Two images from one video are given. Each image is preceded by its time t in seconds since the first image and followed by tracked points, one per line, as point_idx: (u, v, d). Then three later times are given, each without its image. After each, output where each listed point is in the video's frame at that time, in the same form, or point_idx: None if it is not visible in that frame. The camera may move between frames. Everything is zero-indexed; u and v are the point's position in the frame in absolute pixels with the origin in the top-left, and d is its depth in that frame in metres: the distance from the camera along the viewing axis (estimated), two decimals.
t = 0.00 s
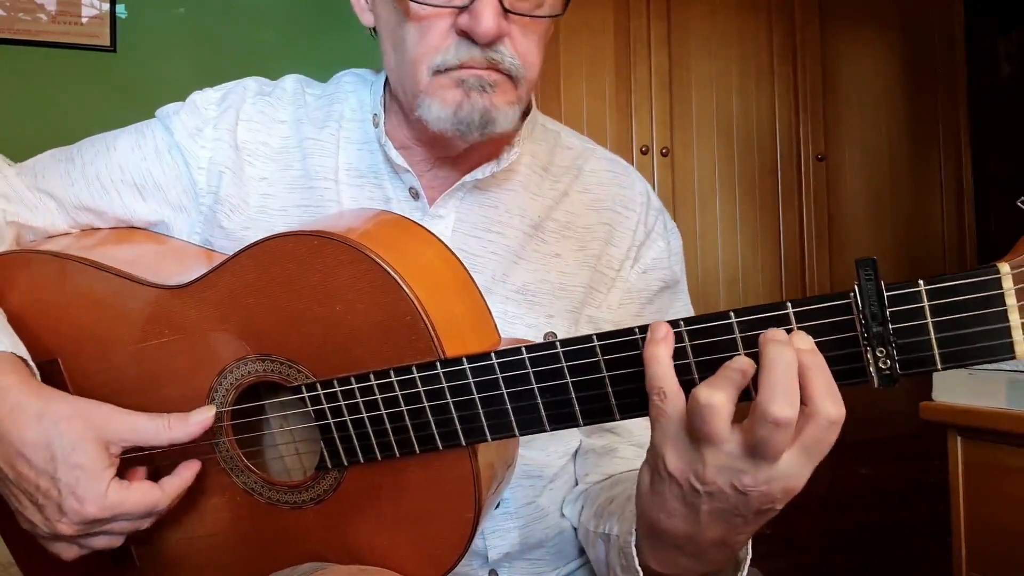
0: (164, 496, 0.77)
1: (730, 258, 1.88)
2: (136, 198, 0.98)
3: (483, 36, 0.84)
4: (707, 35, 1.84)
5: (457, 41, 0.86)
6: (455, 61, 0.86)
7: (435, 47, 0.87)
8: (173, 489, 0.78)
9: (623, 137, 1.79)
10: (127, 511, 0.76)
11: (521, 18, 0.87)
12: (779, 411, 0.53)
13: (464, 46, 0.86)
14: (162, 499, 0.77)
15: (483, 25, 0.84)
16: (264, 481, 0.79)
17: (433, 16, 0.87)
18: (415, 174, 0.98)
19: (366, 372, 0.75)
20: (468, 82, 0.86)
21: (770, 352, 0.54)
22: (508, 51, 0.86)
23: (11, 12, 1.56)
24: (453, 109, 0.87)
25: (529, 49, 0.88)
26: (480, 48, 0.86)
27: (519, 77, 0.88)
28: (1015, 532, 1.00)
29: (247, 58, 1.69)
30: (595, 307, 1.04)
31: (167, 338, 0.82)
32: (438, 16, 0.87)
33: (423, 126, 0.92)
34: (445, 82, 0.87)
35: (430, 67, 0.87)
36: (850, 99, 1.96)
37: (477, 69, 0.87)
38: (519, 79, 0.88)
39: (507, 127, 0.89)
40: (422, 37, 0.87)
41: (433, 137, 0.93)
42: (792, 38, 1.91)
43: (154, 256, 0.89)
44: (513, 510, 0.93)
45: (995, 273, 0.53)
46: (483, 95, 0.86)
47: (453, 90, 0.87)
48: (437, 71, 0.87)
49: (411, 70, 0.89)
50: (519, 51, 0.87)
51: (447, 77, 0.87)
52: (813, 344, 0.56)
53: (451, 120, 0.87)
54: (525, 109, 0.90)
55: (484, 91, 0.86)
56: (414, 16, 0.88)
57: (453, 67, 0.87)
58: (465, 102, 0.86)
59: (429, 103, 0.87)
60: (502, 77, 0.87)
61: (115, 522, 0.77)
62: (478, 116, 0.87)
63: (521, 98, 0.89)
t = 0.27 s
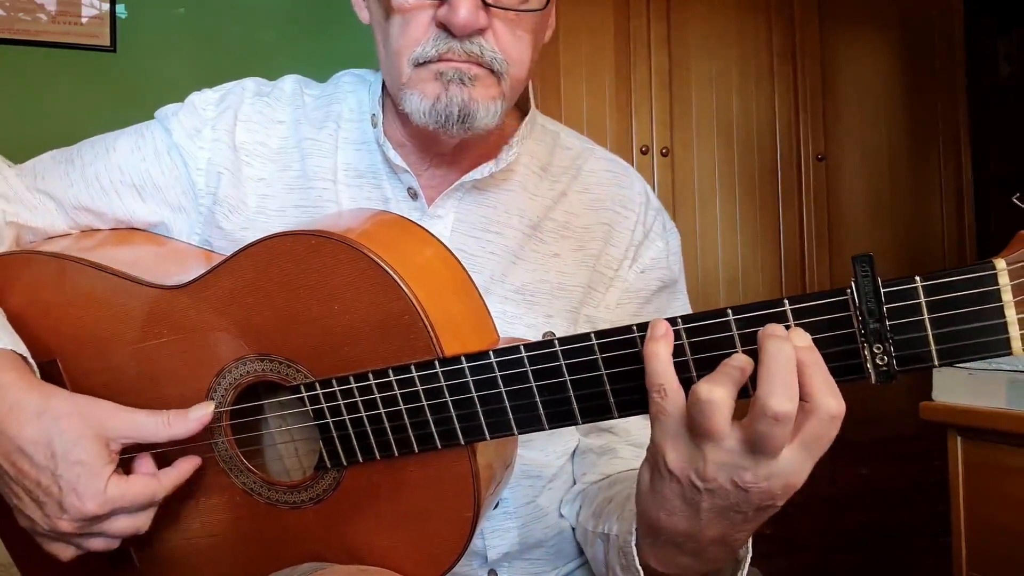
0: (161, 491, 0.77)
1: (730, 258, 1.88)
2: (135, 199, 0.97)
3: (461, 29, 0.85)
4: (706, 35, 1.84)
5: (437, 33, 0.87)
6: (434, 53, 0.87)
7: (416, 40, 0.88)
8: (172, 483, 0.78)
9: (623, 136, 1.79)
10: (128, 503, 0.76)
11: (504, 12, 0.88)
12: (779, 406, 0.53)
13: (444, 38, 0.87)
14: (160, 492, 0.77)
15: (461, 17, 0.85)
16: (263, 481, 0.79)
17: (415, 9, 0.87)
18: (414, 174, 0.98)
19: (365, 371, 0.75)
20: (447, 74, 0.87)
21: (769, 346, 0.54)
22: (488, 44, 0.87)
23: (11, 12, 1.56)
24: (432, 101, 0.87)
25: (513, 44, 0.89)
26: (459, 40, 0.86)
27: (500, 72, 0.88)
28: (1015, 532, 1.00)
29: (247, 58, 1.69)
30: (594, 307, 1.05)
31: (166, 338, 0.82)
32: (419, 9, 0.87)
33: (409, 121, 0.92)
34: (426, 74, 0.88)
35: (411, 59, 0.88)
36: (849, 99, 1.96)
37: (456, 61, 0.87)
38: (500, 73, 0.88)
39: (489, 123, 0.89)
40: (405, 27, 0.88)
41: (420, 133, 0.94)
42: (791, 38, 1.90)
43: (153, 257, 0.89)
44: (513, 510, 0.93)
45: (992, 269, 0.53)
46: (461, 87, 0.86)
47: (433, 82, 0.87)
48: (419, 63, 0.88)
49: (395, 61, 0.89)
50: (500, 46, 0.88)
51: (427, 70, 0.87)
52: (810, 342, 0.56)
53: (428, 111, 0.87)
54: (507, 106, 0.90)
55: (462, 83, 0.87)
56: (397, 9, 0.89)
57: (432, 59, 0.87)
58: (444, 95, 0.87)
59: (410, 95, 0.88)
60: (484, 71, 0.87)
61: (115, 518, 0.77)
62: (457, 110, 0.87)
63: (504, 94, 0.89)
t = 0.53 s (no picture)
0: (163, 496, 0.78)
1: (730, 257, 1.88)
2: (136, 199, 0.98)
3: (453, 31, 0.85)
4: (706, 35, 1.84)
5: (431, 33, 0.87)
6: (428, 54, 0.87)
7: (410, 41, 0.88)
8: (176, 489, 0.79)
9: (623, 136, 1.79)
10: (133, 509, 0.76)
11: (497, 13, 0.88)
12: (777, 404, 0.54)
13: (437, 39, 0.87)
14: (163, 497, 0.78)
15: (454, 18, 0.85)
16: (263, 481, 0.79)
17: (409, 10, 0.88)
18: (414, 174, 0.98)
19: (365, 371, 0.75)
20: (441, 75, 0.87)
21: (767, 342, 0.54)
22: (480, 45, 0.87)
23: (11, 12, 1.56)
24: (426, 102, 0.87)
25: (507, 43, 0.89)
26: (452, 41, 0.86)
27: (495, 72, 0.88)
28: (1015, 531, 1.00)
29: (247, 59, 1.69)
30: (593, 307, 1.05)
31: (166, 338, 0.83)
32: (414, 10, 0.88)
33: (405, 121, 0.92)
34: (420, 74, 0.88)
35: (405, 60, 0.88)
36: (849, 99, 1.96)
37: (450, 62, 0.87)
38: (493, 73, 0.88)
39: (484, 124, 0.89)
40: (400, 29, 0.88)
41: (417, 134, 0.94)
42: (791, 38, 1.91)
43: (155, 258, 0.89)
44: (512, 509, 0.93)
45: (991, 269, 0.53)
46: (455, 88, 0.87)
47: (427, 83, 0.87)
48: (413, 64, 0.88)
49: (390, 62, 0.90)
50: (493, 46, 0.88)
51: (421, 70, 0.88)
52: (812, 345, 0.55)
53: (422, 112, 0.87)
54: (502, 107, 0.90)
55: (456, 84, 0.87)
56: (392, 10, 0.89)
57: (426, 59, 0.87)
58: (438, 96, 0.87)
59: (405, 95, 0.88)
60: (478, 72, 0.87)
61: (119, 521, 0.77)
62: (451, 111, 0.87)
63: (498, 94, 0.89)
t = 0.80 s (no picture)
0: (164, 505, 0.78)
1: (730, 257, 1.88)
2: (136, 199, 0.98)
3: (451, 32, 0.85)
4: (706, 35, 1.84)
5: (429, 35, 0.87)
6: (426, 55, 0.87)
7: (409, 42, 0.88)
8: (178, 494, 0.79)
9: (623, 136, 1.79)
10: (132, 516, 0.76)
11: (496, 15, 0.88)
12: (774, 392, 0.55)
13: (435, 41, 0.87)
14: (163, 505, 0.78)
15: (452, 20, 0.85)
16: (264, 481, 0.79)
17: (408, 11, 0.88)
18: (414, 174, 0.98)
19: (366, 371, 0.75)
20: (439, 76, 0.87)
21: (755, 332, 0.54)
22: (478, 46, 0.87)
23: (11, 12, 1.56)
24: (424, 103, 0.87)
25: (505, 44, 0.89)
26: (450, 43, 0.87)
27: (493, 74, 0.88)
28: (1015, 531, 1.01)
29: (246, 58, 1.69)
30: (594, 307, 1.05)
31: (167, 338, 0.83)
32: (412, 12, 0.88)
33: (404, 122, 0.92)
34: (419, 76, 0.88)
35: (404, 61, 0.88)
36: (849, 98, 1.96)
37: (447, 64, 0.87)
38: (491, 74, 0.88)
39: (482, 125, 0.89)
40: (398, 31, 0.88)
41: (416, 134, 0.94)
42: (791, 37, 1.91)
43: (156, 258, 0.89)
44: (513, 509, 0.93)
45: (991, 270, 0.53)
46: (453, 90, 0.87)
47: (425, 84, 0.88)
48: (411, 65, 0.88)
49: (389, 64, 0.90)
50: (492, 47, 0.88)
51: (419, 72, 0.88)
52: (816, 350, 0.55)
53: (420, 114, 0.87)
54: (500, 108, 0.90)
55: (454, 86, 0.87)
56: (391, 12, 0.89)
57: (424, 61, 0.87)
58: (436, 97, 0.87)
59: (403, 97, 0.88)
60: (476, 74, 0.88)
61: (119, 526, 0.77)
62: (450, 112, 0.87)
63: (496, 96, 0.89)
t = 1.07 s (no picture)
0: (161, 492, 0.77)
1: (730, 257, 1.88)
2: (136, 199, 0.98)
3: (450, 33, 0.85)
4: (706, 35, 1.84)
5: (428, 36, 0.87)
6: (425, 56, 0.87)
7: (408, 43, 0.88)
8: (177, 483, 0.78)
9: (623, 136, 1.79)
10: (127, 506, 0.76)
11: (496, 16, 0.88)
12: (782, 391, 0.55)
13: (434, 41, 0.87)
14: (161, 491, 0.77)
15: (450, 20, 0.85)
16: (264, 481, 0.79)
17: (406, 12, 0.88)
18: (414, 174, 0.98)
19: (366, 372, 0.75)
20: (438, 77, 0.87)
21: (761, 331, 0.54)
22: (477, 47, 0.87)
23: (11, 12, 1.56)
24: (423, 104, 0.87)
25: (503, 44, 0.88)
26: (448, 44, 0.87)
27: (492, 74, 0.88)
28: (1015, 531, 1.00)
29: (247, 58, 1.69)
30: (594, 307, 1.05)
31: (167, 338, 0.83)
32: (411, 12, 0.88)
33: (403, 122, 0.92)
34: (418, 77, 0.88)
35: (403, 62, 0.88)
36: (849, 99, 1.96)
37: (446, 65, 0.87)
38: (490, 75, 0.88)
39: (481, 126, 0.89)
40: (397, 31, 0.88)
41: (415, 134, 0.94)
42: (791, 38, 1.91)
43: (156, 257, 0.89)
44: (513, 509, 0.93)
45: (991, 270, 0.53)
46: (452, 91, 0.87)
47: (424, 85, 0.88)
48: (410, 66, 0.88)
49: (388, 66, 0.90)
50: (490, 47, 0.88)
51: (418, 72, 0.88)
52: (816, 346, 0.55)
53: (419, 114, 0.87)
54: (499, 109, 0.90)
55: (453, 87, 0.87)
56: (390, 13, 0.89)
57: (423, 62, 0.87)
58: (435, 98, 0.87)
59: (402, 97, 0.88)
60: (474, 74, 0.88)
61: (116, 516, 0.77)
62: (448, 113, 0.87)
63: (495, 96, 0.89)
